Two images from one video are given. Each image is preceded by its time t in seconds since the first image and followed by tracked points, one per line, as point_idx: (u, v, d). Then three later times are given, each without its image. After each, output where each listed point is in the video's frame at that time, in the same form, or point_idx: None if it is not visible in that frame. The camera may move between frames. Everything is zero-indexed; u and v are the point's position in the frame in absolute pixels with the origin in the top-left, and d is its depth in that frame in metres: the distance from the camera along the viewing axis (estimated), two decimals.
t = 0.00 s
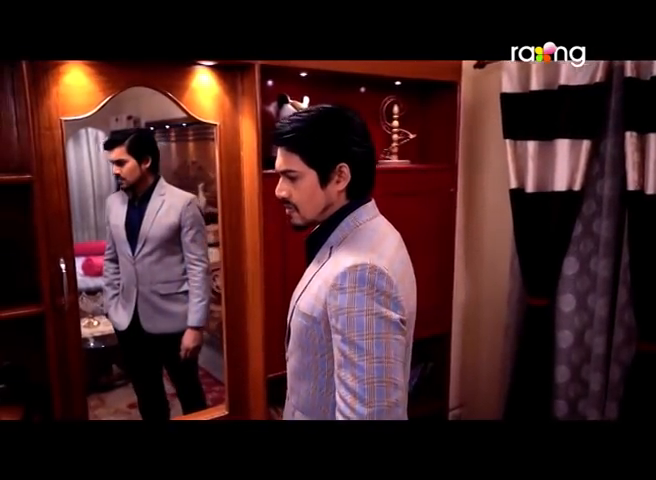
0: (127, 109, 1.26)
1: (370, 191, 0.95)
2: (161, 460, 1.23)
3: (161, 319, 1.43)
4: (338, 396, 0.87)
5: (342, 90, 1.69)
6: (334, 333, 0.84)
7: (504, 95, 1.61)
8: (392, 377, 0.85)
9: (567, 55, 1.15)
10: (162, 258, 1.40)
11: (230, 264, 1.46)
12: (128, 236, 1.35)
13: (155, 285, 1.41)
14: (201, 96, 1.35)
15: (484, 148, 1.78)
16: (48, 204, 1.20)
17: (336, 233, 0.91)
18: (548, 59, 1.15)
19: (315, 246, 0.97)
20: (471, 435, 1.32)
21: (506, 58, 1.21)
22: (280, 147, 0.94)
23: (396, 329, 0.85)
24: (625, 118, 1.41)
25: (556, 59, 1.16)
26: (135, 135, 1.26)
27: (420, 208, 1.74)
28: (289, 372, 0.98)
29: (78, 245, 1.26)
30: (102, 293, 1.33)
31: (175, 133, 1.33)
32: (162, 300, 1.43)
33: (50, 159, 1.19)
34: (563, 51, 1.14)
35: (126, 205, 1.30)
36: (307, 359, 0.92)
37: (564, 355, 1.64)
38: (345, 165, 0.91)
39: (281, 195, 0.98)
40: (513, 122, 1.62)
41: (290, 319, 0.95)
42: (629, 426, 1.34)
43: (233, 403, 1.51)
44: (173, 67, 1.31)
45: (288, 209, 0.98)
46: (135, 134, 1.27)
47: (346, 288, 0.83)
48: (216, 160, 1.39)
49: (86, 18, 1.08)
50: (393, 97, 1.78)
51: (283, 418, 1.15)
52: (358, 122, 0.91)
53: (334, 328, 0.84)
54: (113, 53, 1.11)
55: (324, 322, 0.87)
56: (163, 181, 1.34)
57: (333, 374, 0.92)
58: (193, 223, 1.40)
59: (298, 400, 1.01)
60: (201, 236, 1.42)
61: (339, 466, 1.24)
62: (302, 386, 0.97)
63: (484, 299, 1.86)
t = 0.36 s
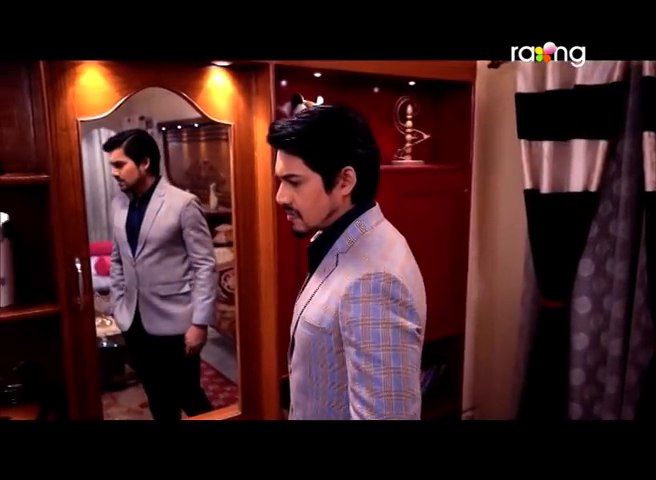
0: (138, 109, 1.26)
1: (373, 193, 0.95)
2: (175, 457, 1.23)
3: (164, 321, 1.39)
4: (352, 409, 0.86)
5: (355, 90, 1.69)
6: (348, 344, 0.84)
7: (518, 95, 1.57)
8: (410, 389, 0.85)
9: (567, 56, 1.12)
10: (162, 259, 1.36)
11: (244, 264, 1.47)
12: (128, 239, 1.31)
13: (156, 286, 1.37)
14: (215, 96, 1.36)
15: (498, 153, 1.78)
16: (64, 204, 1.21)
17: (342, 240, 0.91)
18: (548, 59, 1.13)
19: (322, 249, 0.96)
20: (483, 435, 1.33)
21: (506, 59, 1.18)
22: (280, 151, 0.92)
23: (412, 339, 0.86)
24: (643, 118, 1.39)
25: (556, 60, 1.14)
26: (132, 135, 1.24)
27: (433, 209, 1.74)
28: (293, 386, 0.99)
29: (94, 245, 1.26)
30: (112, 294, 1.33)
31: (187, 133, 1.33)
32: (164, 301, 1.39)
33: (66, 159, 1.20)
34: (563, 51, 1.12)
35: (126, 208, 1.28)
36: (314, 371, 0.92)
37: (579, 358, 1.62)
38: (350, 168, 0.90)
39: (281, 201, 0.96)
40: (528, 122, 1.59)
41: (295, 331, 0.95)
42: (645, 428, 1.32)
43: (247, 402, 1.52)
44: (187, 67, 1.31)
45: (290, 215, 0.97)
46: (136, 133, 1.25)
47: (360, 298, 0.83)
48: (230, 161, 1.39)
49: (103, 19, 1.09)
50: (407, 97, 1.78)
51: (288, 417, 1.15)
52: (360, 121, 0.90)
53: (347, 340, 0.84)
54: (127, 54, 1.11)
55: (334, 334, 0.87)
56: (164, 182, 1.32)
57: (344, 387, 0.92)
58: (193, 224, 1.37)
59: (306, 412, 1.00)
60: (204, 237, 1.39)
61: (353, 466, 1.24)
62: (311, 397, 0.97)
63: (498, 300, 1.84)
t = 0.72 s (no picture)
0: (149, 110, 1.25)
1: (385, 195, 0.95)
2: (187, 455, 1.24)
3: (170, 321, 1.37)
4: (381, 412, 0.87)
5: (367, 90, 1.69)
6: (374, 346, 0.85)
7: (530, 95, 1.57)
8: (439, 388, 0.87)
9: (567, 56, 1.12)
10: (168, 259, 1.33)
11: (255, 264, 1.48)
12: (134, 237, 1.29)
13: (161, 285, 1.34)
14: (227, 97, 1.36)
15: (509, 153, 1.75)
16: (78, 203, 1.22)
17: (357, 241, 0.92)
18: (548, 59, 1.13)
19: (335, 250, 0.97)
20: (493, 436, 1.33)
21: (505, 59, 1.17)
22: (292, 155, 0.92)
23: (438, 339, 0.88)
24: None
25: (556, 59, 1.14)
26: (141, 135, 1.24)
27: (443, 209, 1.76)
28: (307, 390, 0.99)
29: (107, 244, 1.26)
30: (125, 293, 1.31)
31: (197, 134, 1.32)
32: (170, 301, 1.36)
33: (79, 159, 1.20)
34: (563, 51, 1.12)
35: (137, 205, 1.26)
36: (333, 375, 0.92)
37: (591, 359, 1.62)
38: (365, 169, 0.91)
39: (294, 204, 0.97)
40: (539, 122, 1.60)
41: (310, 335, 0.94)
42: None
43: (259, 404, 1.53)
44: (200, 68, 1.32)
45: (303, 217, 0.97)
46: (147, 133, 1.24)
47: (386, 299, 0.85)
48: (241, 159, 1.40)
49: (115, 21, 1.10)
50: (418, 97, 1.78)
51: (298, 419, 1.16)
52: (369, 118, 0.89)
53: (374, 342, 0.85)
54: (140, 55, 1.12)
55: (357, 337, 0.87)
56: (172, 182, 1.29)
57: (365, 389, 0.92)
58: (200, 223, 1.35)
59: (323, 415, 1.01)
60: (214, 236, 1.38)
61: (364, 466, 1.25)
62: (328, 401, 0.97)
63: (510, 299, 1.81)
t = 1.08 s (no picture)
0: (156, 110, 1.27)
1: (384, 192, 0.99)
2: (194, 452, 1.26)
3: (175, 320, 1.38)
4: (394, 399, 0.91)
5: (371, 91, 1.70)
6: (386, 336, 0.89)
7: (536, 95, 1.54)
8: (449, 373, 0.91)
9: (567, 55, 1.11)
10: (172, 258, 1.34)
11: (262, 263, 1.51)
12: (141, 235, 1.30)
13: (165, 285, 1.35)
14: (233, 97, 1.38)
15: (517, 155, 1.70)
16: (88, 203, 1.24)
17: (360, 236, 0.94)
18: (548, 59, 1.12)
19: (337, 245, 0.99)
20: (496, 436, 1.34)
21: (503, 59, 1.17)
22: (293, 156, 0.95)
23: (446, 325, 0.91)
24: None
25: (557, 59, 1.13)
26: (148, 135, 1.25)
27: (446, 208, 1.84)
28: (309, 381, 1.03)
29: (116, 244, 1.28)
30: (134, 291, 1.33)
31: (204, 133, 1.34)
32: (174, 300, 1.37)
33: (89, 159, 1.22)
34: (563, 51, 1.11)
35: (145, 204, 1.28)
36: (340, 367, 0.95)
37: (596, 359, 1.64)
38: (367, 167, 0.95)
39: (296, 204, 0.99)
40: (545, 122, 1.57)
41: (314, 329, 0.97)
42: None
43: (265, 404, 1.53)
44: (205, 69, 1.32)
45: (305, 217, 1.00)
46: (154, 133, 1.26)
47: (398, 292, 0.88)
48: (245, 161, 1.41)
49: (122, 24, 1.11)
50: (423, 97, 1.79)
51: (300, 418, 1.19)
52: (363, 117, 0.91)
53: (386, 332, 0.89)
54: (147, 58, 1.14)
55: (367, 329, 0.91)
56: (179, 180, 1.30)
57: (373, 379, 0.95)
58: (207, 223, 1.36)
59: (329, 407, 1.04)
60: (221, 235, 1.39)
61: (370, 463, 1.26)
62: (334, 393, 1.00)
63: (514, 300, 1.79)
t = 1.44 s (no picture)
0: (165, 111, 1.29)
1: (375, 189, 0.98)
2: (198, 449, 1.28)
3: (174, 321, 1.39)
4: (386, 383, 0.88)
5: (374, 92, 1.72)
6: (378, 321, 0.87)
7: (539, 95, 1.59)
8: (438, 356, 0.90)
9: (567, 55, 1.12)
10: (173, 259, 1.35)
11: (265, 264, 1.50)
12: (146, 234, 1.32)
13: (166, 286, 1.36)
14: (237, 99, 1.38)
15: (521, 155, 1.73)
16: (93, 202, 1.26)
17: (347, 229, 0.93)
18: (548, 59, 1.13)
19: (324, 239, 0.97)
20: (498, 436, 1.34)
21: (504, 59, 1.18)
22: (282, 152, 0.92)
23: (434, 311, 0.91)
24: None
25: (557, 59, 1.14)
26: (158, 136, 1.28)
27: (448, 207, 1.76)
28: (299, 375, 0.99)
29: (121, 243, 1.30)
30: (141, 290, 1.36)
31: (212, 134, 1.36)
32: (173, 301, 1.38)
33: (95, 160, 1.25)
34: (563, 51, 1.12)
35: (152, 206, 1.31)
36: (331, 355, 0.92)
37: (599, 359, 1.62)
38: (353, 164, 0.93)
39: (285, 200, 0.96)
40: (548, 123, 1.60)
41: (304, 320, 0.94)
42: None
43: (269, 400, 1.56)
44: (209, 71, 1.34)
45: (294, 214, 0.97)
46: (161, 134, 1.28)
47: (390, 278, 0.87)
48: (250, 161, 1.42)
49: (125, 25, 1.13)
50: (426, 98, 1.80)
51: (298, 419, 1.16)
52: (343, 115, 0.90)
53: (378, 318, 0.87)
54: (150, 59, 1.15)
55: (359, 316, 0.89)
56: (189, 182, 1.33)
57: (362, 367, 0.93)
58: (210, 225, 1.37)
59: (315, 402, 0.99)
60: (225, 237, 1.40)
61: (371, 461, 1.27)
62: (323, 385, 0.96)
63: (517, 302, 1.85)
